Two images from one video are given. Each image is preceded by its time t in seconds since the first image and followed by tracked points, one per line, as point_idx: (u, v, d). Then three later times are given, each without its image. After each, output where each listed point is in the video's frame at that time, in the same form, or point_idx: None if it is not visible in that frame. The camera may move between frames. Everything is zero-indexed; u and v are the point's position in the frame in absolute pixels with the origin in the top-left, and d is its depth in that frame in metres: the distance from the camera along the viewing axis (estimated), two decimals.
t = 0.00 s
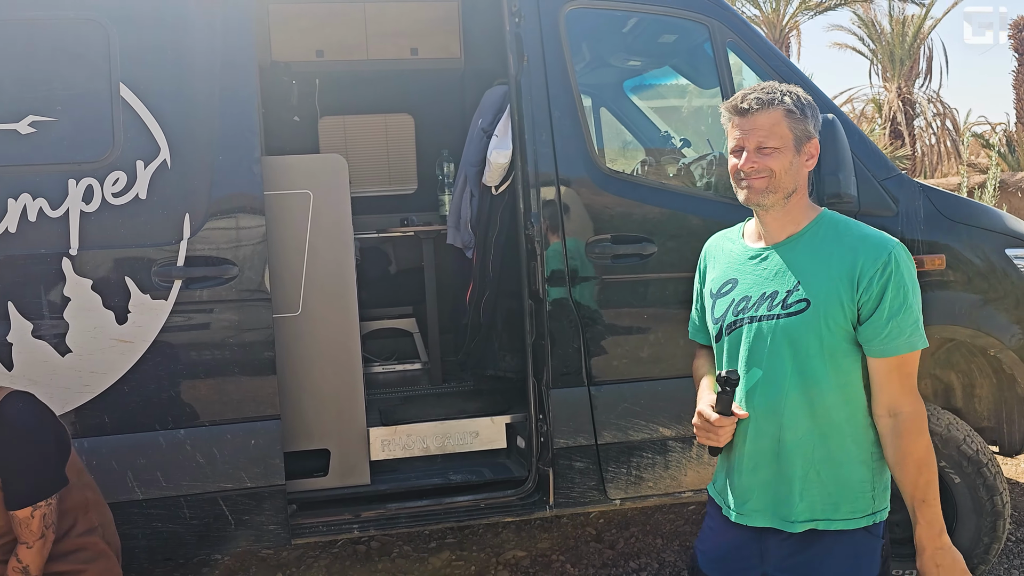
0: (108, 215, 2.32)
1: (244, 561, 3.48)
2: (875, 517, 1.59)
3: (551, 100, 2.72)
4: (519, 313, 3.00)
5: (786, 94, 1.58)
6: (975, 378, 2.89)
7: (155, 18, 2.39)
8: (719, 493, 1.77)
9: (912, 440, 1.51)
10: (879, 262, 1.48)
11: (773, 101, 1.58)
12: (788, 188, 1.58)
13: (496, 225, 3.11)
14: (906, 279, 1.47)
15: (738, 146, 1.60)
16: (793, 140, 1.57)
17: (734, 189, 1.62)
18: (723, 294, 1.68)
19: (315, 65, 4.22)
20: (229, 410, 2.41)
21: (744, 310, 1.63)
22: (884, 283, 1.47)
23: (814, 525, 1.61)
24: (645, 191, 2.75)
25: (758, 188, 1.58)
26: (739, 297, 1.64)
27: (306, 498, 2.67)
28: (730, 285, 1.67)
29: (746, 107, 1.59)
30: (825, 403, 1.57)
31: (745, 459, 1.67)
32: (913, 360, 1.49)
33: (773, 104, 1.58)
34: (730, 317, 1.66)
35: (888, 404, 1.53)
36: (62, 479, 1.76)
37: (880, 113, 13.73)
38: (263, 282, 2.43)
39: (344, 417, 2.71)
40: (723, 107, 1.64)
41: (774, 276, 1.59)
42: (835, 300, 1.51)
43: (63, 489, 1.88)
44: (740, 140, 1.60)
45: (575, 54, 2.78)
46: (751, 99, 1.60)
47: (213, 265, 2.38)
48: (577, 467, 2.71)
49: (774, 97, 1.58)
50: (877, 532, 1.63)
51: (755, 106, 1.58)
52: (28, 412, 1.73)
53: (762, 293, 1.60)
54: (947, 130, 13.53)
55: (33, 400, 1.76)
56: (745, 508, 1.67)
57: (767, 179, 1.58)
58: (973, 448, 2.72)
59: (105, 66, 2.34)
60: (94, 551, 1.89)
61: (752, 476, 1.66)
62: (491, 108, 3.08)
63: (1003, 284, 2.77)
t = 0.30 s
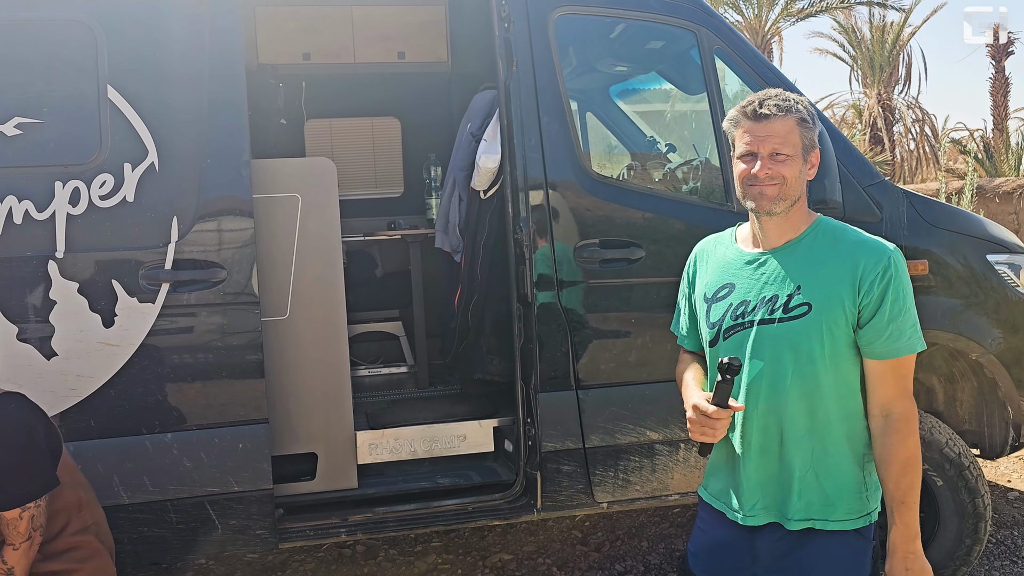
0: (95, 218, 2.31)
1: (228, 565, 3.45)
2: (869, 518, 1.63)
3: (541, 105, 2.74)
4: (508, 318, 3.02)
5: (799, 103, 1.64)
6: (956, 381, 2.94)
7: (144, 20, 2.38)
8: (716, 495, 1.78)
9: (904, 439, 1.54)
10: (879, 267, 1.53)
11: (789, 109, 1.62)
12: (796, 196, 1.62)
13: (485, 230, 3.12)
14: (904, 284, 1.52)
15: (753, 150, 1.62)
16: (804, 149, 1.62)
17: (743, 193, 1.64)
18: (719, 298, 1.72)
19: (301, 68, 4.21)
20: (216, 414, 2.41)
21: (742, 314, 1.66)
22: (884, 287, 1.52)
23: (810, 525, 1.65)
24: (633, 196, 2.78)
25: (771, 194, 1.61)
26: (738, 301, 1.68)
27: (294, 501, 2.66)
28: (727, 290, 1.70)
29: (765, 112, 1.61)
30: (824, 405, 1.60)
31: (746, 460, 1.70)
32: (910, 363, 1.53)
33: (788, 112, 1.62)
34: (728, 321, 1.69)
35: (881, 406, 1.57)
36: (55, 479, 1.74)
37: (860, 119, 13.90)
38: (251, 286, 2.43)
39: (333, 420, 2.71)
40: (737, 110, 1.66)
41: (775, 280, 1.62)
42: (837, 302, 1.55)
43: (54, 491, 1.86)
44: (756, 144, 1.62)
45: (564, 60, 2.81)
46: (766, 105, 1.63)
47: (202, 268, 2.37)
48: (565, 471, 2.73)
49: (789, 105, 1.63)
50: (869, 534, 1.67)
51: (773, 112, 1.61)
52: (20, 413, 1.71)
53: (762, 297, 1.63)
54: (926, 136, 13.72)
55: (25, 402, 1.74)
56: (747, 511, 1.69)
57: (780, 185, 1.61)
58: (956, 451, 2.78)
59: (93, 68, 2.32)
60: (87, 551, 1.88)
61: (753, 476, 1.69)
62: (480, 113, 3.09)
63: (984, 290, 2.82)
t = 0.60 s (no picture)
0: (84, 220, 2.30)
1: (215, 569, 3.43)
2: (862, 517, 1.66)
3: (530, 108, 2.76)
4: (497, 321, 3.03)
5: (793, 110, 1.64)
6: (940, 385, 2.98)
7: (134, 23, 2.37)
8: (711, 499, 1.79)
9: (890, 438, 1.56)
10: (872, 269, 1.55)
11: (780, 116, 1.63)
12: (783, 204, 1.64)
13: (474, 234, 3.14)
14: (896, 286, 1.55)
15: (742, 156, 1.65)
16: (794, 157, 1.64)
17: (730, 198, 1.68)
18: (712, 302, 1.74)
19: (291, 72, 4.18)
20: (205, 417, 2.40)
21: (736, 317, 1.69)
22: (877, 287, 1.55)
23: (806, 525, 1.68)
24: (622, 201, 2.80)
25: (756, 202, 1.64)
26: (732, 304, 1.70)
27: (282, 505, 2.65)
28: (721, 293, 1.72)
29: (755, 119, 1.63)
30: (819, 406, 1.63)
31: (741, 460, 1.72)
32: (901, 363, 1.56)
33: (780, 120, 1.63)
34: (722, 324, 1.71)
35: (869, 405, 1.59)
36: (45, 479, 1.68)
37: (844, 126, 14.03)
38: (241, 289, 2.42)
39: (322, 423, 2.71)
40: (730, 114, 1.68)
41: (770, 283, 1.64)
42: (831, 304, 1.58)
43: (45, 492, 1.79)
44: (745, 150, 1.65)
45: (554, 65, 2.83)
46: (758, 111, 1.65)
47: (191, 271, 2.37)
48: (554, 474, 2.74)
49: (782, 112, 1.64)
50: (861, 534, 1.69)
51: (764, 119, 1.63)
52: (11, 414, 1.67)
53: (757, 300, 1.66)
54: (909, 142, 13.87)
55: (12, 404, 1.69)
56: (745, 513, 1.71)
57: (765, 193, 1.63)
58: (940, 454, 2.81)
59: (83, 70, 2.32)
60: (78, 553, 1.80)
61: (749, 477, 1.71)
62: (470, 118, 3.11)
63: (967, 294, 2.86)
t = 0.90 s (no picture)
0: (74, 224, 2.29)
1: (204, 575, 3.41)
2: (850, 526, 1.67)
3: (522, 114, 2.77)
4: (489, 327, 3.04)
5: (772, 119, 1.66)
6: (928, 390, 3.01)
7: (126, 27, 2.37)
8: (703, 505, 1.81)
9: (880, 448, 1.58)
10: (859, 279, 1.57)
11: (759, 126, 1.65)
12: (769, 212, 1.66)
13: (466, 239, 3.15)
14: (882, 296, 1.57)
15: (725, 168, 1.67)
16: (776, 165, 1.65)
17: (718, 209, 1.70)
18: (703, 309, 1.76)
19: (283, 76, 4.15)
20: (196, 423, 2.40)
21: (725, 325, 1.70)
22: (862, 298, 1.57)
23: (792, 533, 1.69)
24: (613, 206, 2.81)
25: (742, 211, 1.66)
26: (720, 312, 1.72)
27: (273, 509, 2.65)
28: (711, 301, 1.74)
29: (734, 131, 1.65)
30: (806, 414, 1.65)
31: (730, 467, 1.73)
32: (887, 374, 1.58)
33: (760, 130, 1.65)
34: (711, 332, 1.73)
35: (859, 415, 1.61)
36: (36, 484, 1.63)
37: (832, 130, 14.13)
38: (232, 294, 2.42)
39: (313, 428, 2.71)
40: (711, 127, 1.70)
41: (758, 292, 1.66)
42: (818, 314, 1.60)
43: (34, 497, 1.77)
44: (727, 162, 1.67)
45: (546, 70, 2.85)
46: (738, 122, 1.67)
47: (182, 276, 2.37)
48: (545, 479, 2.74)
49: (762, 122, 1.65)
50: (850, 541, 1.71)
51: (743, 131, 1.65)
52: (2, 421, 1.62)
53: (745, 308, 1.67)
54: (896, 147, 13.98)
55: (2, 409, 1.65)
56: (732, 519, 1.73)
57: (751, 203, 1.65)
58: (928, 458, 2.84)
59: (74, 74, 2.31)
60: (68, 558, 1.79)
61: (738, 484, 1.72)
62: (462, 122, 3.12)
63: (955, 300, 2.89)
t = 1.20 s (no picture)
0: (70, 226, 2.29)
1: None
2: (845, 527, 1.68)
3: (518, 116, 2.78)
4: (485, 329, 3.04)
5: (767, 123, 1.67)
6: (921, 392, 3.02)
7: (122, 28, 2.37)
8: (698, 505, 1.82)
9: (874, 449, 1.59)
10: (852, 281, 1.59)
11: (756, 130, 1.66)
12: (765, 216, 1.67)
13: (461, 241, 3.16)
14: (875, 298, 1.59)
15: (721, 172, 1.68)
16: (772, 169, 1.66)
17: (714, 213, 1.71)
18: (698, 312, 1.77)
19: (278, 78, 4.15)
20: (193, 425, 2.40)
21: (719, 328, 1.71)
22: (856, 300, 1.58)
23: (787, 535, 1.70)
24: (609, 209, 2.83)
25: (739, 215, 1.67)
26: (715, 315, 1.73)
27: (269, 512, 2.64)
28: (706, 304, 1.75)
29: (731, 136, 1.66)
30: (801, 416, 1.66)
31: (725, 469, 1.74)
32: (881, 375, 1.59)
33: (756, 134, 1.66)
34: (706, 334, 1.74)
35: (853, 416, 1.62)
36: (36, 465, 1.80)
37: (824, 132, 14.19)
38: (229, 297, 2.42)
39: (309, 430, 2.71)
40: (707, 132, 1.72)
41: (753, 295, 1.67)
42: (812, 316, 1.61)
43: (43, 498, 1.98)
44: (724, 166, 1.68)
45: (543, 73, 2.86)
46: (734, 127, 1.68)
47: (178, 278, 2.37)
48: (541, 481, 2.75)
49: (757, 127, 1.67)
50: (845, 542, 1.72)
51: (739, 135, 1.66)
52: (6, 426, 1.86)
53: (740, 311, 1.69)
54: (888, 149, 14.05)
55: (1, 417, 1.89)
56: (727, 520, 1.74)
57: (747, 206, 1.66)
58: (921, 460, 2.86)
59: (70, 76, 2.31)
60: (66, 557, 1.98)
61: (733, 485, 1.73)
62: (458, 124, 3.12)
63: (947, 302, 2.91)
